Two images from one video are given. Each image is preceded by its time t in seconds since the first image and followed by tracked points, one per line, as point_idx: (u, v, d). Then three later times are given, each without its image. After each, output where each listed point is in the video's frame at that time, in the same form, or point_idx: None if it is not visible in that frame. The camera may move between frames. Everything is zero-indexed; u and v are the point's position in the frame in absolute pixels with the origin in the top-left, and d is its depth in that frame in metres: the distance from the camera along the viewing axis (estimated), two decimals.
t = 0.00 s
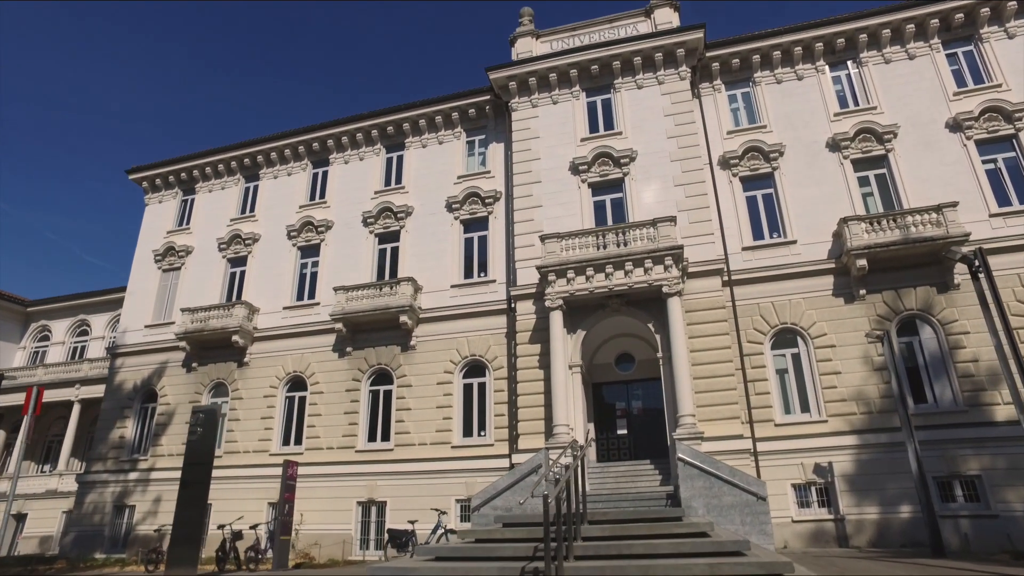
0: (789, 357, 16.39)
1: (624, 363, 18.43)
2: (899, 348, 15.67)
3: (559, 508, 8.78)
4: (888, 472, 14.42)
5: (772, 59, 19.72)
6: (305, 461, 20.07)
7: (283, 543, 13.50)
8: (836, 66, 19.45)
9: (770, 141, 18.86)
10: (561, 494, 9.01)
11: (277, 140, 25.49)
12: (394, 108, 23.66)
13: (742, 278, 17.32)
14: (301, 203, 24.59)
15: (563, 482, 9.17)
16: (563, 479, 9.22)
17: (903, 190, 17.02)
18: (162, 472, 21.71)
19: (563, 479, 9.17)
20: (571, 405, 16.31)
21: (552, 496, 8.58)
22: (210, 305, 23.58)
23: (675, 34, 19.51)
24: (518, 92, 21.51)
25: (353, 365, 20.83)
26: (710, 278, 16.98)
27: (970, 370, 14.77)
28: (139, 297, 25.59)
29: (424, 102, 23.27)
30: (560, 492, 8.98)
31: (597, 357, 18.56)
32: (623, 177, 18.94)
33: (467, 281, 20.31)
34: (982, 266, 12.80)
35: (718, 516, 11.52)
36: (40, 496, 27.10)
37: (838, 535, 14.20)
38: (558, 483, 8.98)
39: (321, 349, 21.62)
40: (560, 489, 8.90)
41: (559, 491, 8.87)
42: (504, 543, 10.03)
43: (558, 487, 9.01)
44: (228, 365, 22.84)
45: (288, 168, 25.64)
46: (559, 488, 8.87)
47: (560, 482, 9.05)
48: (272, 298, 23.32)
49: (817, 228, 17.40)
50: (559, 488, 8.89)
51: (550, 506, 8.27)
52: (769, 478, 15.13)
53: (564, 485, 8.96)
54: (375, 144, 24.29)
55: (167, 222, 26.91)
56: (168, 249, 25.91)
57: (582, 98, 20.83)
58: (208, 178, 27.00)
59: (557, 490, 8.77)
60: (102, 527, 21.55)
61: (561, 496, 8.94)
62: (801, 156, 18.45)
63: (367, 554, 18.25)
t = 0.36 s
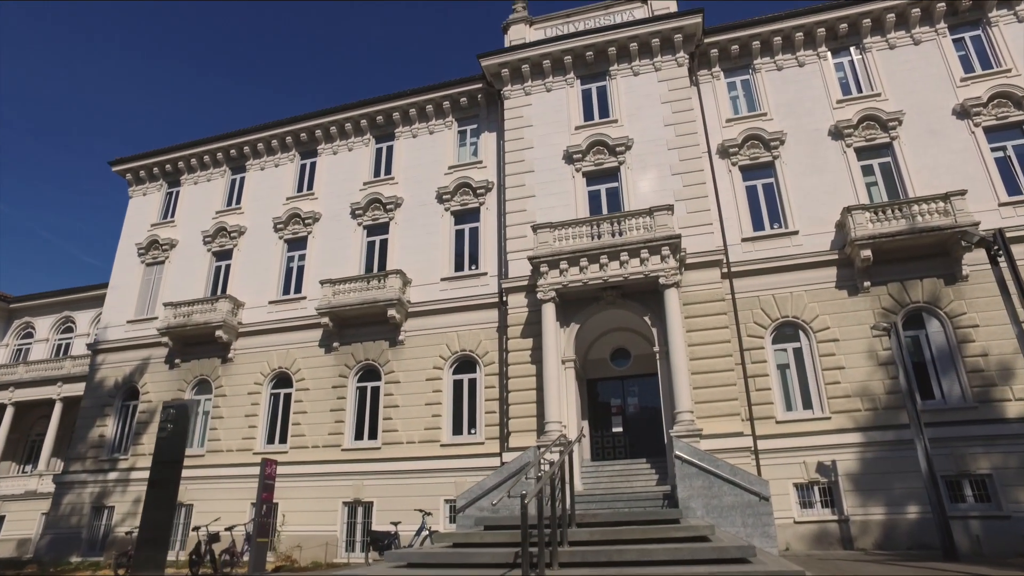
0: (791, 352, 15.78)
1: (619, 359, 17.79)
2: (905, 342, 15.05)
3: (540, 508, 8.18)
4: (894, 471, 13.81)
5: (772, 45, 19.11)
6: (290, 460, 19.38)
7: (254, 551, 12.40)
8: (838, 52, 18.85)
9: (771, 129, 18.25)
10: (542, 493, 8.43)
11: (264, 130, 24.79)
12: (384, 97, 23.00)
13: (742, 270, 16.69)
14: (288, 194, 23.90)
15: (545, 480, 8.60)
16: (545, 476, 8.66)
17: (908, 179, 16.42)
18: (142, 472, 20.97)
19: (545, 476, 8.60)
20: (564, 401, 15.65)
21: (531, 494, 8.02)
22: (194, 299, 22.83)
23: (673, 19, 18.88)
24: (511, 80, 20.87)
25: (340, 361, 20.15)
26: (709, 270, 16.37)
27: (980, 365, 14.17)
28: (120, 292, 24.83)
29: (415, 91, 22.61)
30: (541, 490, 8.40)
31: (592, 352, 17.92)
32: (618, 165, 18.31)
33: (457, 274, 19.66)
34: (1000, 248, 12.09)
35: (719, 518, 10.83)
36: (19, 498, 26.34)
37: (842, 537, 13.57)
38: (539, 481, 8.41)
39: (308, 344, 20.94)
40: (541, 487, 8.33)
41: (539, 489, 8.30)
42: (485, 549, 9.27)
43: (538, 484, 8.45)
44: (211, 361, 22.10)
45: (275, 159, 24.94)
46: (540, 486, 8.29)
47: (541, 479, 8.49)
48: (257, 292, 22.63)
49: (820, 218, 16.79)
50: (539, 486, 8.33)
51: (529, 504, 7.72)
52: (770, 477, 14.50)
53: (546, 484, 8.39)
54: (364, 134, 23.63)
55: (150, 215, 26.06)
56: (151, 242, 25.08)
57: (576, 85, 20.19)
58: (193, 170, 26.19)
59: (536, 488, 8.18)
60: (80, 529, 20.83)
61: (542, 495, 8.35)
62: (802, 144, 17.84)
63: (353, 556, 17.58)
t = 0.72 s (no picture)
0: (789, 347, 15.21)
1: (611, 354, 17.18)
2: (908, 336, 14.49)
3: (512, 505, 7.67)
4: (896, 471, 13.24)
5: (770, 32, 18.54)
6: (271, 459, 18.70)
7: (222, 558, 11.38)
8: (838, 39, 18.30)
9: (768, 118, 17.68)
10: (513, 490, 7.88)
11: (247, 120, 24.07)
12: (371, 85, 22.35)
13: (738, 262, 16.11)
14: (272, 185, 23.20)
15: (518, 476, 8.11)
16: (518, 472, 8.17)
17: (910, 168, 15.88)
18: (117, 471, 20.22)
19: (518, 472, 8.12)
20: (553, 398, 15.01)
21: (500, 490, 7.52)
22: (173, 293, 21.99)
23: (667, 4, 18.28)
24: (501, 68, 20.25)
25: (323, 356, 19.48)
26: (704, 261, 15.80)
27: (985, 360, 13.62)
28: (97, 286, 23.98)
29: (402, 79, 21.97)
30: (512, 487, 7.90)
31: (583, 347, 17.30)
32: (611, 154, 17.71)
33: (444, 267, 19.03)
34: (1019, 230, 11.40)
35: (715, 520, 10.21)
36: None
37: (842, 540, 12.98)
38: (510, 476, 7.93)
39: (290, 339, 20.26)
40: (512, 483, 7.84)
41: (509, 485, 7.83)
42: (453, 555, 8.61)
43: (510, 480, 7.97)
44: (191, 357, 21.32)
45: (259, 150, 24.20)
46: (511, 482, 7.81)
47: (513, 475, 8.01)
48: (239, 285, 21.92)
49: (819, 209, 16.25)
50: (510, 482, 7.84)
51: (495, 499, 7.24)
52: (767, 477, 13.91)
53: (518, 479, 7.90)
54: (350, 124, 22.96)
55: (131, 207, 25.11)
56: (131, 235, 24.16)
57: (568, 73, 19.58)
58: (175, 161, 25.30)
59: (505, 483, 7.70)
60: (52, 532, 20.06)
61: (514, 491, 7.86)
62: (800, 133, 17.29)
63: (334, 559, 16.91)
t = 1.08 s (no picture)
0: (789, 342, 14.64)
1: (604, 350, 16.56)
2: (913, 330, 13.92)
3: (480, 503, 6.92)
4: (901, 471, 12.67)
5: (768, 18, 17.95)
6: (251, 458, 17.99)
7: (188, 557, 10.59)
8: (838, 26, 17.74)
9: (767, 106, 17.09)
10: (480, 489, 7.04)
11: (230, 109, 23.31)
12: (358, 73, 21.69)
13: (736, 254, 15.51)
14: (256, 175, 22.46)
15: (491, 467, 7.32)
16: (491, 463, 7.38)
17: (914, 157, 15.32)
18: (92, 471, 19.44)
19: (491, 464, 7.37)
20: (543, 394, 14.38)
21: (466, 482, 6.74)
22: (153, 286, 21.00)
23: None
24: (491, 54, 19.62)
25: (306, 351, 18.80)
26: (700, 253, 15.22)
27: (993, 355, 13.07)
28: (74, 280, 23.11)
29: (390, 66, 21.31)
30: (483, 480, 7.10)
31: (576, 342, 16.68)
32: (604, 143, 17.11)
33: (432, 259, 18.39)
34: None
35: (713, 524, 9.60)
36: None
37: (845, 543, 12.39)
38: (481, 469, 7.19)
39: (272, 334, 19.56)
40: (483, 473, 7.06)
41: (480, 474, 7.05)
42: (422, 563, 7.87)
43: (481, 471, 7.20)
44: (171, 353, 20.45)
45: (244, 139, 23.42)
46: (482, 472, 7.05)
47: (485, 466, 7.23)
48: (221, 278, 21.18)
49: (820, 199, 15.68)
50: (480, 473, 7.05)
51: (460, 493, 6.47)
52: (767, 477, 13.31)
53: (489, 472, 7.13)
54: (337, 112, 22.27)
55: (111, 198, 24.13)
56: (110, 227, 23.27)
57: (561, 59, 18.96)
58: (157, 151, 24.34)
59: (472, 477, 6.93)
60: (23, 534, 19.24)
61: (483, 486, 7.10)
62: (800, 121, 16.71)
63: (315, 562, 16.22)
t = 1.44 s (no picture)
0: (791, 337, 14.07)
1: (599, 346, 15.96)
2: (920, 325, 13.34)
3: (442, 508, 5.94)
4: (908, 471, 12.10)
5: (769, 3, 17.37)
6: (232, 458, 17.32)
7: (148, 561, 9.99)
8: (841, 12, 17.16)
9: (768, 93, 16.50)
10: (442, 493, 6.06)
11: (215, 97, 22.56)
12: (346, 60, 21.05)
13: (736, 245, 14.91)
14: (241, 166, 21.73)
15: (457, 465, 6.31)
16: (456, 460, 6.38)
17: (920, 146, 14.76)
18: (68, 471, 18.72)
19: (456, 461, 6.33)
20: (534, 390, 13.77)
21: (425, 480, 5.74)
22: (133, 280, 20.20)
23: None
24: (483, 41, 19.02)
25: (291, 347, 18.15)
26: (698, 245, 14.66)
27: (1004, 351, 12.53)
28: (52, 274, 22.32)
29: (379, 53, 20.67)
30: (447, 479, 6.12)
31: (569, 338, 16.06)
32: (599, 131, 16.52)
33: (421, 252, 17.77)
34: None
35: (713, 529, 9.00)
36: None
37: (849, 546, 11.84)
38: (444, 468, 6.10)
39: (256, 329, 18.89)
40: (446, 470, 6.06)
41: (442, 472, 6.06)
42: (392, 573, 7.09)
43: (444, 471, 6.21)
44: (150, 348, 19.66)
45: (229, 129, 22.65)
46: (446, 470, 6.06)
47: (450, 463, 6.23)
48: (203, 272, 20.45)
49: (822, 189, 15.11)
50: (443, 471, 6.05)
51: (414, 494, 5.60)
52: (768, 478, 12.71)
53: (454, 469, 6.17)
54: (324, 101, 21.60)
55: (91, 190, 23.32)
56: (90, 219, 22.49)
57: (554, 46, 18.35)
58: (139, 142, 23.52)
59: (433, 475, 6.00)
60: None
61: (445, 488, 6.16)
62: (802, 109, 16.12)
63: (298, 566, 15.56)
